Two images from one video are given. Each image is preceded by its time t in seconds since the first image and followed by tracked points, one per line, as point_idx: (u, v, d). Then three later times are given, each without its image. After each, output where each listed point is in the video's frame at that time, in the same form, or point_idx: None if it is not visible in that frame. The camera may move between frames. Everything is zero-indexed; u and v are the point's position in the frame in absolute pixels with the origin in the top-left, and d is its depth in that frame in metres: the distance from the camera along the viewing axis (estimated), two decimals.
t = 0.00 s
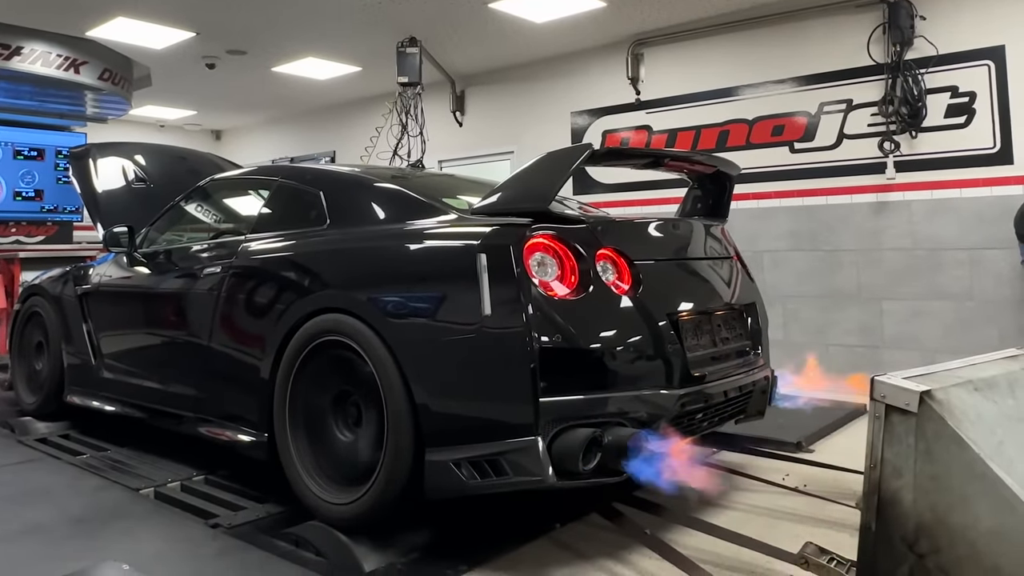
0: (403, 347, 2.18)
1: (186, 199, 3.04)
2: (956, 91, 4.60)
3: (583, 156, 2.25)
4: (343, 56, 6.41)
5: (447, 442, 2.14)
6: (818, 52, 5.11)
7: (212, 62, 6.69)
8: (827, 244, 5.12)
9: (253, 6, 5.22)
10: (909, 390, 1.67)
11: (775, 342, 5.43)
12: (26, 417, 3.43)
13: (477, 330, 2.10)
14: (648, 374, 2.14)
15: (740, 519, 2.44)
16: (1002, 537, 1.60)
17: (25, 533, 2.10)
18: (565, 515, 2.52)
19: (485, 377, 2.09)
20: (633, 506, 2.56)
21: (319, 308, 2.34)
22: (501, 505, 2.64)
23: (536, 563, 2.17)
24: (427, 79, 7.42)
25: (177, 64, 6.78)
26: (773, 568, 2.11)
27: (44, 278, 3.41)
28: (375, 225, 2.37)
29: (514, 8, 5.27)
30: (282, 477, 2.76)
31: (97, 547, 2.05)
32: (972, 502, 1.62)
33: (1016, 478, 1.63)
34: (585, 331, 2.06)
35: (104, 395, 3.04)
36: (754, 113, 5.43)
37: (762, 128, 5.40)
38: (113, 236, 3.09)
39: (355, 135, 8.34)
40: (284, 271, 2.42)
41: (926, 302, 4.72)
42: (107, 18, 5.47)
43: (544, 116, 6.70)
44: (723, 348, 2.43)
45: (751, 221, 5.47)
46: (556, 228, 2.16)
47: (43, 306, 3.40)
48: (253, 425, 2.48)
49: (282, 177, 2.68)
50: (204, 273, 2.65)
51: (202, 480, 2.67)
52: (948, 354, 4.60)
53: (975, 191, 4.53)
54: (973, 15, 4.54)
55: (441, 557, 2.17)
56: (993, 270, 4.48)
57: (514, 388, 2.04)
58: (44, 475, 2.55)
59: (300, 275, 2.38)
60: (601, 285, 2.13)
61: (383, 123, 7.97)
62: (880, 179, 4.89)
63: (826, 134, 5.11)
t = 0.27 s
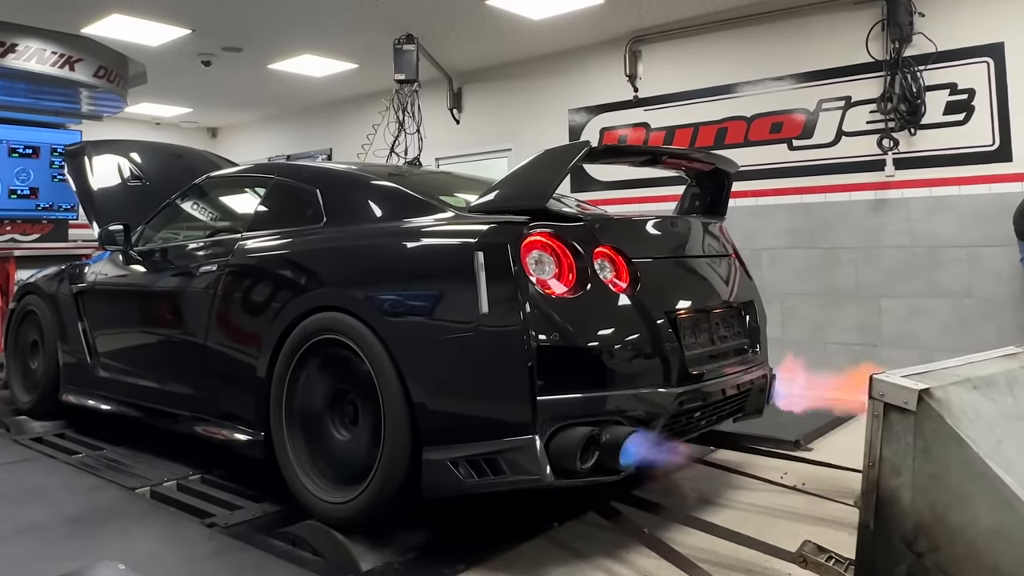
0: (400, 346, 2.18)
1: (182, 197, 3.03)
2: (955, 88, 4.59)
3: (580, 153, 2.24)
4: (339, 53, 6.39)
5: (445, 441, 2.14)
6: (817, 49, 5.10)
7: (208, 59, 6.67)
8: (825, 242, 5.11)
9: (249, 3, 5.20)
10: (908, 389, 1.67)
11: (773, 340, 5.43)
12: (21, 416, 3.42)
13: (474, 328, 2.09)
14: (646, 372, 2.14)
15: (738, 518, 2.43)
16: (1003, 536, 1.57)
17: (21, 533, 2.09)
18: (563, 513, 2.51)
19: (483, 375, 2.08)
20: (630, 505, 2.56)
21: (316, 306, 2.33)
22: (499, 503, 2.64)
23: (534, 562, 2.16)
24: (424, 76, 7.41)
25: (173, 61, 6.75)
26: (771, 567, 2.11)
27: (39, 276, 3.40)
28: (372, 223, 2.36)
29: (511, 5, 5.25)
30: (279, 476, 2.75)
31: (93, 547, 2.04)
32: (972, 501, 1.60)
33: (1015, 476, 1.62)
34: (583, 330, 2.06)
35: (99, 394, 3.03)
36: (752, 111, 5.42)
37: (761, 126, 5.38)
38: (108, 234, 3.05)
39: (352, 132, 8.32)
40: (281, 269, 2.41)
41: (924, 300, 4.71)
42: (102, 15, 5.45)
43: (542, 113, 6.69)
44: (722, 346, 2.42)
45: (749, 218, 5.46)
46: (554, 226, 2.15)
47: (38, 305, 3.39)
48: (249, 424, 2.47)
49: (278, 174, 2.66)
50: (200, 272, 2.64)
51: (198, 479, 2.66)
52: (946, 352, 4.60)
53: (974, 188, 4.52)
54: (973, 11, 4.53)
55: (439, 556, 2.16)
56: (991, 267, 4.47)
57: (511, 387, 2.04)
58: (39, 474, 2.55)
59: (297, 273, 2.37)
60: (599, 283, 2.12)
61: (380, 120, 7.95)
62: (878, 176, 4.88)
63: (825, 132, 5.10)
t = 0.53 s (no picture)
0: (398, 343, 2.17)
1: (177, 194, 3.02)
2: (954, 84, 4.59)
3: (578, 150, 2.23)
4: (336, 50, 6.38)
5: (442, 438, 2.13)
6: (815, 45, 5.10)
7: (204, 56, 6.66)
8: (823, 239, 5.11)
9: None
10: (906, 386, 1.66)
11: (771, 337, 5.42)
12: (16, 415, 3.41)
13: (471, 326, 2.09)
14: (643, 369, 2.13)
15: (735, 515, 2.43)
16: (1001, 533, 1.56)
17: (16, 531, 2.08)
18: (560, 511, 2.51)
19: (481, 373, 2.07)
20: (628, 503, 2.55)
21: (312, 304, 2.32)
22: (496, 501, 2.63)
23: (531, 560, 2.16)
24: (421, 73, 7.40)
25: (169, 58, 6.74)
26: (769, 565, 2.11)
27: (34, 274, 3.39)
28: (369, 220, 2.35)
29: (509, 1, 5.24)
30: (275, 474, 2.74)
31: (88, 545, 2.03)
32: (969, 497, 1.59)
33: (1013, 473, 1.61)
34: (581, 327, 2.05)
35: (95, 392, 3.02)
36: (750, 107, 5.41)
37: (759, 122, 5.38)
38: (104, 231, 3.03)
39: (349, 129, 8.30)
40: (277, 266, 2.40)
41: (923, 297, 4.71)
42: (98, 12, 5.44)
43: (540, 110, 6.68)
44: (719, 343, 2.41)
45: (747, 215, 5.45)
46: (551, 223, 2.15)
47: (33, 303, 3.38)
48: (245, 422, 2.46)
49: (274, 171, 2.65)
50: (196, 269, 2.63)
51: (194, 477, 2.65)
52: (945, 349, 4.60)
53: (972, 185, 4.52)
54: (972, 8, 4.52)
55: (435, 555, 2.16)
56: (990, 264, 4.47)
57: (508, 384, 2.03)
58: (34, 473, 2.54)
59: (293, 270, 2.36)
60: (596, 281, 2.12)
61: (377, 117, 7.94)
62: (877, 173, 4.88)
63: (823, 128, 5.09)
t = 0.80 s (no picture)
0: (393, 340, 2.16)
1: (172, 191, 3.01)
2: (952, 81, 4.58)
3: (574, 146, 2.23)
4: (331, 46, 6.37)
5: (437, 436, 2.12)
6: (813, 42, 5.09)
7: (199, 52, 6.65)
8: (821, 236, 5.10)
9: None
10: (902, 382, 1.65)
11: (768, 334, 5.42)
12: (11, 413, 3.40)
13: (467, 323, 2.08)
14: (640, 367, 2.12)
15: (731, 512, 2.43)
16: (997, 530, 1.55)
17: (9, 530, 2.07)
18: (556, 509, 2.50)
19: (477, 370, 2.06)
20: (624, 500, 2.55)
21: (307, 301, 2.31)
22: (492, 498, 2.63)
23: (527, 558, 2.15)
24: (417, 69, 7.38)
25: (164, 54, 6.73)
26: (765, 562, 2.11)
27: (29, 272, 3.38)
28: (364, 217, 2.34)
29: None
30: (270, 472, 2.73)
31: (83, 543, 2.03)
32: (965, 494, 1.59)
33: (1011, 470, 1.60)
34: (577, 324, 2.04)
35: (89, 390, 3.01)
36: (748, 104, 5.40)
37: (756, 119, 5.37)
38: (98, 229, 3.04)
39: (345, 126, 8.28)
40: (272, 264, 2.39)
41: (920, 295, 4.71)
42: (92, 8, 5.43)
43: (537, 107, 6.67)
44: (716, 341, 2.40)
45: (744, 213, 5.44)
46: (547, 220, 2.14)
47: (28, 300, 3.37)
48: (240, 419, 2.45)
49: (270, 168, 2.64)
50: (191, 266, 2.62)
51: (189, 475, 2.64)
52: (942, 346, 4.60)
53: (970, 182, 4.52)
54: (969, 4, 4.51)
55: (431, 553, 2.15)
56: (987, 261, 4.47)
57: (504, 381, 2.02)
58: (28, 471, 2.53)
59: (288, 267, 2.35)
60: (592, 277, 2.11)
61: (373, 114, 7.93)
62: (875, 170, 4.87)
63: (821, 126, 5.09)
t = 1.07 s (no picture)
0: (391, 338, 2.15)
1: (169, 187, 3.00)
2: (952, 78, 4.58)
3: (574, 143, 2.22)
4: (329, 42, 6.36)
5: (435, 433, 2.11)
6: (813, 39, 5.08)
7: (196, 49, 6.64)
8: (820, 234, 5.09)
9: None
10: (902, 379, 1.64)
11: (767, 332, 5.41)
12: (7, 410, 3.39)
13: (465, 320, 2.07)
14: (639, 364, 2.12)
15: (730, 510, 2.42)
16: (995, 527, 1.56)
17: (5, 527, 2.07)
18: (554, 507, 2.50)
19: (475, 367, 2.06)
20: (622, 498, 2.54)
21: (305, 298, 2.30)
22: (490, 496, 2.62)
23: (525, 556, 2.15)
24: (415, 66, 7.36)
25: (160, 50, 6.72)
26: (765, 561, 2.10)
27: (25, 269, 3.36)
28: (363, 214, 2.34)
29: None
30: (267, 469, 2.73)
31: (79, 541, 2.02)
32: (964, 491, 1.59)
33: (1010, 467, 1.61)
34: (576, 321, 2.03)
35: (86, 387, 3.00)
36: (748, 101, 5.40)
37: (756, 116, 5.36)
38: (95, 225, 3.02)
39: (343, 123, 8.26)
40: (269, 261, 2.38)
41: (920, 292, 4.70)
42: (88, 3, 5.42)
43: (535, 104, 6.66)
44: (715, 338, 2.39)
45: (743, 210, 5.43)
46: (546, 217, 2.13)
47: (24, 297, 3.36)
48: (237, 417, 2.45)
49: (267, 164, 2.63)
50: (188, 263, 2.61)
51: (186, 473, 2.63)
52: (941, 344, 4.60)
53: (970, 179, 4.51)
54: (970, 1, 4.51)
55: (428, 551, 2.15)
56: (987, 259, 4.47)
57: (502, 379, 2.02)
58: (24, 468, 2.52)
59: (286, 264, 2.34)
60: (592, 275, 2.10)
61: (371, 110, 7.91)
62: (874, 167, 4.87)
63: (820, 122, 5.08)
